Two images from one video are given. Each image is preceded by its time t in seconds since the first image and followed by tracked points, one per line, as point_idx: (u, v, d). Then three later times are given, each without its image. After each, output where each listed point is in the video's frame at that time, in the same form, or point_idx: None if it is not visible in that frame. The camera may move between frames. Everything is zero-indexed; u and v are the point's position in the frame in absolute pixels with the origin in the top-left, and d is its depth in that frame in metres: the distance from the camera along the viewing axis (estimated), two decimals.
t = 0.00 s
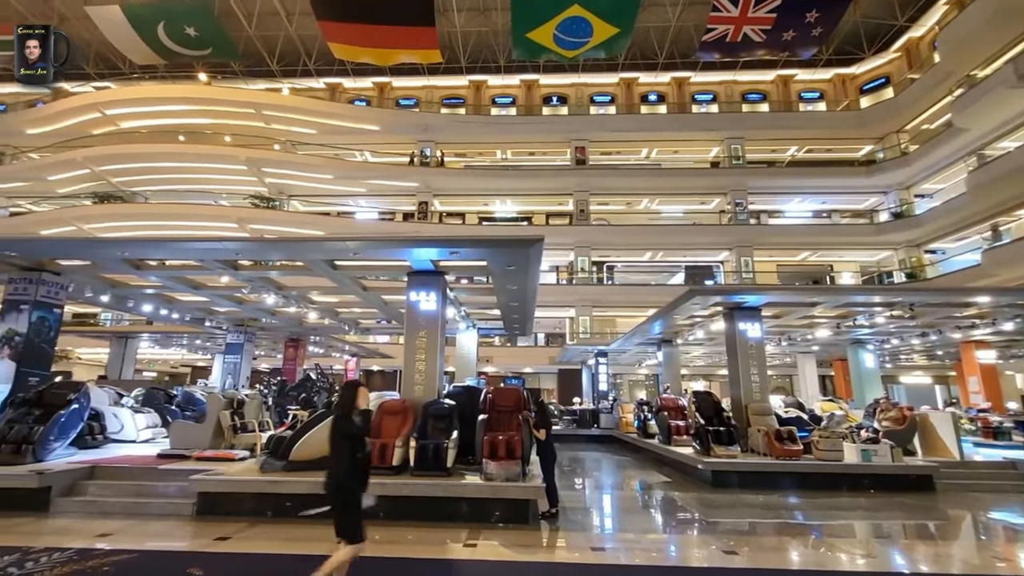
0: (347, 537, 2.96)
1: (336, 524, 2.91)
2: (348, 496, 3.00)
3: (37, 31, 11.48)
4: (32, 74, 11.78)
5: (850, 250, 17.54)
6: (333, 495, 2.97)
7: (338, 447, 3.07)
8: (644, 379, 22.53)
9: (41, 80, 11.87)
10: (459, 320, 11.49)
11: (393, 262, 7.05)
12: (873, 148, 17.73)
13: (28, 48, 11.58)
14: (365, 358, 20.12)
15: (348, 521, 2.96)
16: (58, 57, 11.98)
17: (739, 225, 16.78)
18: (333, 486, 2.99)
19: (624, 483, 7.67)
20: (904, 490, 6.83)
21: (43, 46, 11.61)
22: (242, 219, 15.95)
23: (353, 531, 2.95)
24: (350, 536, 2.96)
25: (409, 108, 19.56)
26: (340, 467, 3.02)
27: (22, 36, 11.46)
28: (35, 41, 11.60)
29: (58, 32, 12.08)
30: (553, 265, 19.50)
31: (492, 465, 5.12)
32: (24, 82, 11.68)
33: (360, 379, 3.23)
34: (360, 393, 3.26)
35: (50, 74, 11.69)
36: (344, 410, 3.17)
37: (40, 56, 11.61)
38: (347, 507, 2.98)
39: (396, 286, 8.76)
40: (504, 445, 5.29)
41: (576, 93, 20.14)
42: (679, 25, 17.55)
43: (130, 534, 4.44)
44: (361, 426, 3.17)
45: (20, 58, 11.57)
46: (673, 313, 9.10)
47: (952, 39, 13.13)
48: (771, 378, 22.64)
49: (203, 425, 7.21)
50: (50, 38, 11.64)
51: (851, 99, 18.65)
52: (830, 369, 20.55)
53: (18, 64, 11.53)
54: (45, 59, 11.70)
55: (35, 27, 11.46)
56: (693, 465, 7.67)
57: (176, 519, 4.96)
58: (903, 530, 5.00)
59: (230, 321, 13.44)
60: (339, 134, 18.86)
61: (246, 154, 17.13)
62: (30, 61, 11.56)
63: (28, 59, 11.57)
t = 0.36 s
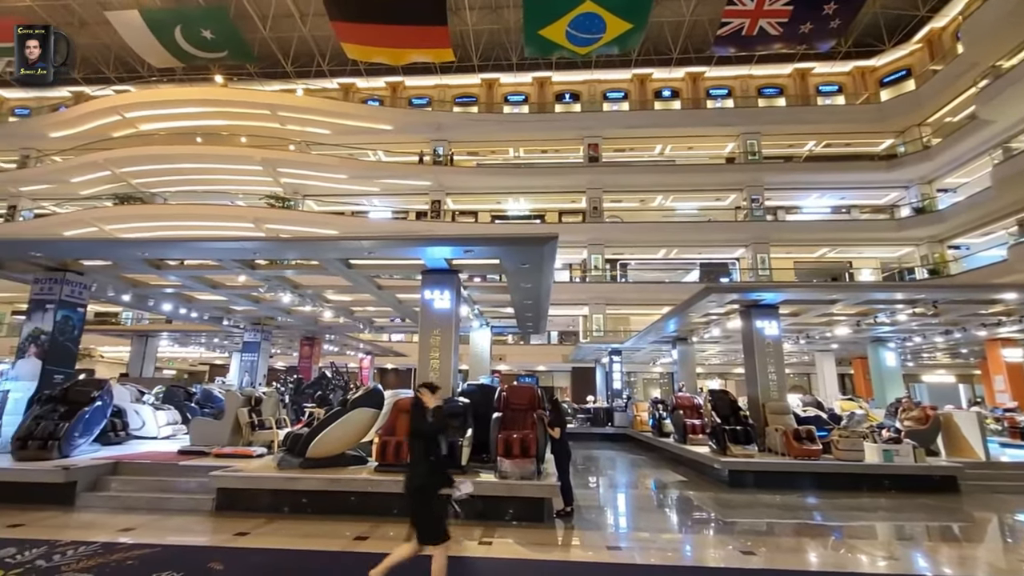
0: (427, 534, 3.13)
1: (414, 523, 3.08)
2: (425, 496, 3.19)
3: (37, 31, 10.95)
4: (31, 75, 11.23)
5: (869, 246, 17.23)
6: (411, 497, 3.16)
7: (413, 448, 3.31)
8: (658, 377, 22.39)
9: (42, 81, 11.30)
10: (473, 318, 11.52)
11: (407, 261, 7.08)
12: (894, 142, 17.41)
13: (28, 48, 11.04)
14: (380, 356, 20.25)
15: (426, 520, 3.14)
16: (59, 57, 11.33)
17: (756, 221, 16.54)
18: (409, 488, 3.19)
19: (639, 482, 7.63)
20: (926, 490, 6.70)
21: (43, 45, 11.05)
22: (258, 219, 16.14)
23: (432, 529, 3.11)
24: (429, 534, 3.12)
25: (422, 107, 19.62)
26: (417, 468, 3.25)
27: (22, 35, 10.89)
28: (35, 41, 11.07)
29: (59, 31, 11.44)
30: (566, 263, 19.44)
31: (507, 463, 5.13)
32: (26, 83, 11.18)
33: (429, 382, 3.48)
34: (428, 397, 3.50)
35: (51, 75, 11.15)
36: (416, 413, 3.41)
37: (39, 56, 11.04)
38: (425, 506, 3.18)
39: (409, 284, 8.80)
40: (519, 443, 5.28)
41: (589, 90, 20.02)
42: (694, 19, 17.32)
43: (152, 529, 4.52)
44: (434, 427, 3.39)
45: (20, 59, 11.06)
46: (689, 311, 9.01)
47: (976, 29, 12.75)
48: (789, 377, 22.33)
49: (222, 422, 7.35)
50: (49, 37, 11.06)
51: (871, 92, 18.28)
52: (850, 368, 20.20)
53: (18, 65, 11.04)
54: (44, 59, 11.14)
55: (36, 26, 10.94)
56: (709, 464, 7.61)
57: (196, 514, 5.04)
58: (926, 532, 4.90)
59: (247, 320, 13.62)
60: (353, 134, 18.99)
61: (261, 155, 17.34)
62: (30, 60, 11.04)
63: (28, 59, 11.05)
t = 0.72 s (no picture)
0: (495, 531, 3.12)
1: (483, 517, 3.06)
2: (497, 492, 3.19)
3: (37, 31, 11.43)
4: (32, 74, 11.70)
5: (892, 242, 16.85)
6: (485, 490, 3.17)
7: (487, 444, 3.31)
8: (674, 376, 22.22)
9: (41, 80, 11.77)
10: (488, 316, 11.54)
11: (422, 259, 7.11)
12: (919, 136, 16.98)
13: (28, 48, 11.54)
14: (395, 353, 20.40)
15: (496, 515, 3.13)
16: (58, 57, 11.88)
17: (774, 217, 16.28)
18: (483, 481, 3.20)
19: (654, 480, 7.58)
20: (951, 493, 6.54)
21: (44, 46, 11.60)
22: (276, 218, 16.36)
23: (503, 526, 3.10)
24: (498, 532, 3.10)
25: (437, 105, 19.70)
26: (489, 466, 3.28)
27: (23, 36, 11.41)
28: (35, 41, 11.59)
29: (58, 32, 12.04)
30: (581, 261, 19.39)
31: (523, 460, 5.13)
32: (26, 83, 11.70)
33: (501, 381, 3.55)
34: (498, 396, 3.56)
35: (49, 74, 11.63)
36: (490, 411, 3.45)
37: (40, 56, 11.60)
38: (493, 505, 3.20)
39: (425, 282, 8.84)
40: (534, 441, 5.28)
41: (604, 85, 19.90)
42: (711, 12, 17.08)
43: (176, 521, 4.63)
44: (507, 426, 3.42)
45: (21, 58, 11.61)
46: (706, 309, 8.91)
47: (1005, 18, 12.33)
48: (809, 375, 21.95)
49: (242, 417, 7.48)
50: (49, 37, 11.57)
51: (895, 84, 17.86)
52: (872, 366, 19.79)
53: (19, 65, 11.60)
54: (44, 59, 11.66)
55: (35, 27, 11.44)
56: (727, 464, 7.52)
57: (218, 508, 5.15)
58: (951, 535, 4.78)
59: (265, 317, 13.85)
60: (368, 132, 19.16)
61: (279, 154, 17.57)
62: (30, 61, 11.59)
63: (28, 59, 11.56)
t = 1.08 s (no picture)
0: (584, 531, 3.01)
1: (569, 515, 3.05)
2: (591, 496, 3.03)
3: (37, 31, 11.43)
4: (31, 74, 11.74)
5: (924, 234, 16.32)
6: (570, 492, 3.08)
7: (575, 447, 3.12)
8: (696, 372, 21.98)
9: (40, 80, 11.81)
10: (507, 312, 11.56)
11: (442, 256, 7.15)
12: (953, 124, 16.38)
13: (27, 48, 11.54)
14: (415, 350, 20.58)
15: (591, 518, 2.99)
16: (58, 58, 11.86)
17: (799, 210, 15.90)
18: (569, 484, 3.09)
19: (676, 478, 7.51)
20: (987, 494, 6.34)
21: (44, 46, 11.57)
22: (298, 216, 16.63)
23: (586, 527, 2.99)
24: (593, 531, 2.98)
25: (455, 102, 19.77)
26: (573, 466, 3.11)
27: (23, 36, 11.47)
28: (35, 41, 11.62)
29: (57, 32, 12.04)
30: (601, 256, 19.27)
31: (544, 457, 5.13)
32: (26, 83, 11.77)
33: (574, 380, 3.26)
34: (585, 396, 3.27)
35: (48, 73, 11.61)
36: (576, 412, 3.22)
37: (39, 57, 11.60)
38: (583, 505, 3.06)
39: (445, 278, 8.90)
40: (556, 437, 5.28)
41: (623, 79, 19.68)
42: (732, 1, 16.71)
43: (207, 512, 4.76)
44: (597, 425, 3.18)
45: (20, 58, 11.62)
46: (729, 305, 8.77)
47: None
48: (836, 372, 21.45)
49: (268, 412, 7.64)
50: (49, 37, 11.56)
51: (927, 71, 17.26)
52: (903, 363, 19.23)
53: (19, 65, 11.62)
54: (44, 59, 11.66)
55: (35, 27, 11.41)
56: (752, 461, 7.41)
57: (246, 500, 5.28)
58: (987, 536, 4.63)
59: (289, 314, 14.10)
60: (387, 131, 19.31)
61: (300, 154, 17.83)
62: (30, 61, 11.60)
63: (28, 58, 11.52)
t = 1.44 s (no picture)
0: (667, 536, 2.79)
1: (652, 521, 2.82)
2: (673, 502, 2.78)
3: (36, 30, 10.71)
4: (31, 75, 11.01)
5: (948, 225, 15.92)
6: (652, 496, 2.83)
7: (653, 449, 2.86)
8: (712, 367, 21.82)
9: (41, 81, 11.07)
10: (521, 307, 11.56)
11: (456, 251, 7.16)
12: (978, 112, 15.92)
13: (27, 48, 10.81)
14: (430, 345, 20.69)
15: (675, 525, 2.76)
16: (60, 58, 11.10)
17: (817, 202, 15.63)
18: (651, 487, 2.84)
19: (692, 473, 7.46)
20: (1013, 491, 6.18)
21: (45, 46, 10.86)
22: (313, 213, 16.78)
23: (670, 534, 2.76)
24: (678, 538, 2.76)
25: (467, 97, 19.77)
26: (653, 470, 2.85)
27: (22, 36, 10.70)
28: (35, 42, 10.90)
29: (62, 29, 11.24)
30: (615, 250, 19.16)
31: (558, 451, 5.12)
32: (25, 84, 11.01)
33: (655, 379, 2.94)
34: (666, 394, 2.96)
35: (48, 74, 10.89)
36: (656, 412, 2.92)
37: (40, 56, 10.87)
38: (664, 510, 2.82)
39: (458, 274, 8.92)
40: (571, 432, 5.27)
41: (637, 71, 19.48)
42: None
43: (228, 505, 4.86)
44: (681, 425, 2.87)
45: (19, 58, 10.85)
46: (746, 299, 8.66)
47: None
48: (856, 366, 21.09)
49: (285, 407, 7.74)
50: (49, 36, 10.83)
51: (951, 58, 16.79)
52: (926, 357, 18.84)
53: (18, 65, 10.86)
54: (44, 59, 10.91)
55: (35, 27, 10.73)
56: (769, 457, 7.33)
57: (266, 493, 5.36)
58: (1015, 535, 4.52)
59: (305, 310, 14.27)
60: (400, 127, 19.38)
61: (315, 151, 17.96)
62: (30, 61, 10.84)
63: (27, 58, 10.79)
